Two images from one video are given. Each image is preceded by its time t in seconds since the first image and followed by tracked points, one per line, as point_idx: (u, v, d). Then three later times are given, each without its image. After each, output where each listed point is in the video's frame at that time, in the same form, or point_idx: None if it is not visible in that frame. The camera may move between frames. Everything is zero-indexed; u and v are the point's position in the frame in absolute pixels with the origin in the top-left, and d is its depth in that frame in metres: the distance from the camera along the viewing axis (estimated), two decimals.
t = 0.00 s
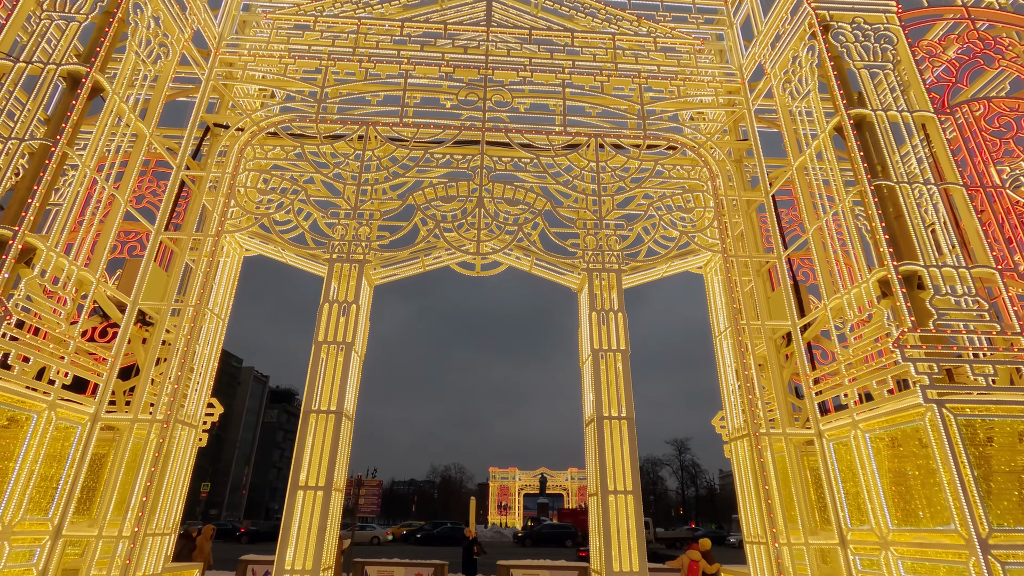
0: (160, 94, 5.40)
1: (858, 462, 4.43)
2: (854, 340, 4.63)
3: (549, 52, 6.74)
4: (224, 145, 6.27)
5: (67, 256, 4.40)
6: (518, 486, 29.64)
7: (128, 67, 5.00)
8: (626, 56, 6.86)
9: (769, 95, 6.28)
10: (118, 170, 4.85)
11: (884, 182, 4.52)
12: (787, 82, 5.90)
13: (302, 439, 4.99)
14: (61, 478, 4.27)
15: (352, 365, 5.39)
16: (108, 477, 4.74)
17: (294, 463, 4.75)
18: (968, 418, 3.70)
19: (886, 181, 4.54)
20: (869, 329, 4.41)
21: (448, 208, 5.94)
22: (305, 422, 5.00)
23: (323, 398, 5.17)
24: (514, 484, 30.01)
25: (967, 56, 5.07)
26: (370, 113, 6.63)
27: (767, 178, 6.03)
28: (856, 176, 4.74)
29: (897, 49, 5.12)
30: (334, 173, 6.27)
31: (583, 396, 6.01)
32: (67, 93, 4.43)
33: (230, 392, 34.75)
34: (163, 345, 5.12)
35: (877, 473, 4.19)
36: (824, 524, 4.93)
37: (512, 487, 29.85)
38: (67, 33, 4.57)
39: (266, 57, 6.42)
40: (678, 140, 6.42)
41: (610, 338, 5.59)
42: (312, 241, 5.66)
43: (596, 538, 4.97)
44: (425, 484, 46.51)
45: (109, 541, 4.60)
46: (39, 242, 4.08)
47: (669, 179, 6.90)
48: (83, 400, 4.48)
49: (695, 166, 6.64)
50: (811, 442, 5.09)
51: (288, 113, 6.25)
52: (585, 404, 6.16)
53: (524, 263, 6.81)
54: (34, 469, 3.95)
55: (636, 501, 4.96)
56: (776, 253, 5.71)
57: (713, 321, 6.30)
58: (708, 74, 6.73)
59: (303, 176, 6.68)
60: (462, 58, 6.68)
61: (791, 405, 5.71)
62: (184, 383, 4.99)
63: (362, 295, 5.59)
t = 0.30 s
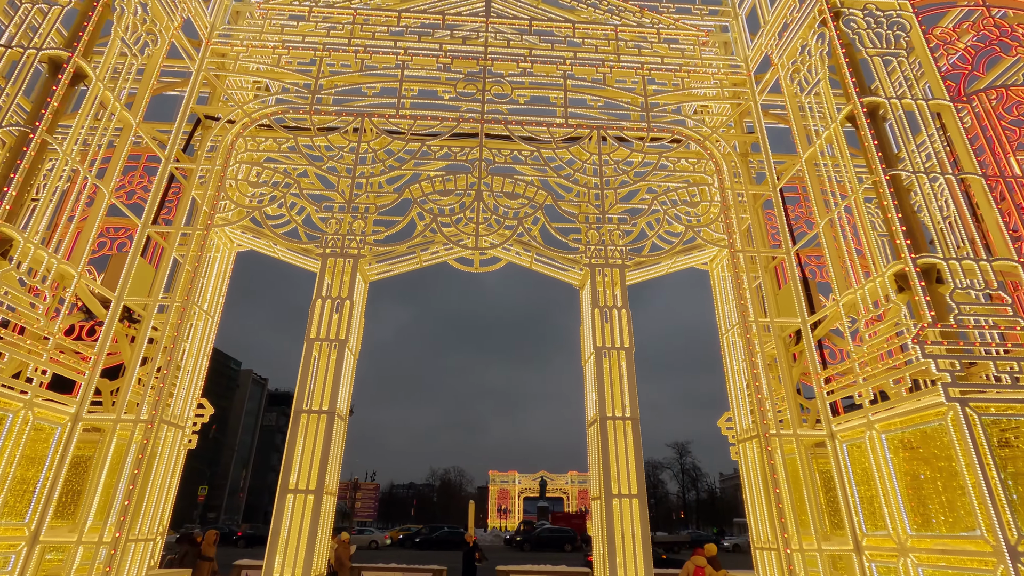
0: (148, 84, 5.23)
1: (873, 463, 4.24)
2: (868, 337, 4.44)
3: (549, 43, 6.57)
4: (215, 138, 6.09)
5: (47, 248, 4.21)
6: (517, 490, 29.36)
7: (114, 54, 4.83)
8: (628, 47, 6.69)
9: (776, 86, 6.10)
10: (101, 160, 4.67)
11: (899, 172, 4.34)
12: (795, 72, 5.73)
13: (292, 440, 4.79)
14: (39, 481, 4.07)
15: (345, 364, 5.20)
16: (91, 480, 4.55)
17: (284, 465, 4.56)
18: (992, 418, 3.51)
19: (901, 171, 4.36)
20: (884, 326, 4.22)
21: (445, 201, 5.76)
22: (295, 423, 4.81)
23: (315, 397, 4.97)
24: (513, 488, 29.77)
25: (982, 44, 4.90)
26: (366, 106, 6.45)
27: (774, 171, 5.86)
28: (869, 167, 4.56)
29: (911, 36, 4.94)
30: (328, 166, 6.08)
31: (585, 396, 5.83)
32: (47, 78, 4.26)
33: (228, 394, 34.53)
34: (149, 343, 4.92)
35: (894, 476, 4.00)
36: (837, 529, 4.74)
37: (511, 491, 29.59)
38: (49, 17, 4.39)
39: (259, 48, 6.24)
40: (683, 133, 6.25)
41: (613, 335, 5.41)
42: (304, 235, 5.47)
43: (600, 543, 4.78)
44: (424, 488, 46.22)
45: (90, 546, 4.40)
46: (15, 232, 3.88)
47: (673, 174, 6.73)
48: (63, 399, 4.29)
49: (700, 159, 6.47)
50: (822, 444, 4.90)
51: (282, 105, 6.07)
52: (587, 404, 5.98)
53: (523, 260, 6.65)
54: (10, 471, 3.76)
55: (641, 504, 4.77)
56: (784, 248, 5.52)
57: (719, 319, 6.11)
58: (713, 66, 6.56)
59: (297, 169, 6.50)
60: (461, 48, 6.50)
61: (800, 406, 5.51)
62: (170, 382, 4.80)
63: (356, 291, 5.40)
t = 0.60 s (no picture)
0: (138, 72, 5.07)
1: (890, 464, 4.07)
2: (884, 333, 4.26)
3: (551, 34, 6.43)
4: (207, 128, 5.90)
5: (27, 238, 4.03)
6: (515, 496, 29.07)
7: (101, 39, 4.65)
8: (632, 39, 6.54)
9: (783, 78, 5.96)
10: (85, 147, 4.49)
11: (914, 162, 4.18)
12: (803, 63, 5.59)
13: (283, 440, 4.61)
14: (16, 482, 3.87)
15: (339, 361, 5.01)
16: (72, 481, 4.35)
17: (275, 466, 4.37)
18: (1018, 416, 3.35)
19: (916, 160, 4.20)
20: (901, 321, 4.06)
21: (443, 194, 5.59)
22: (286, 422, 4.62)
23: (307, 396, 4.81)
24: (511, 493, 29.49)
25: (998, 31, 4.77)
26: (363, 97, 6.29)
27: (781, 165, 5.71)
28: (882, 157, 4.41)
29: (924, 24, 4.80)
30: (323, 159, 5.91)
31: (588, 394, 5.67)
32: (30, 61, 4.10)
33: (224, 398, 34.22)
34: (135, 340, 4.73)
35: (913, 478, 3.83)
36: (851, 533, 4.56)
37: (509, 497, 29.32)
38: None
39: (252, 37, 6.08)
40: (688, 125, 6.10)
41: (618, 332, 5.25)
42: (298, 228, 5.30)
43: (606, 548, 4.59)
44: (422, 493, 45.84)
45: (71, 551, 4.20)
46: None
47: (677, 168, 6.58)
48: (42, 397, 4.09)
49: (705, 153, 6.32)
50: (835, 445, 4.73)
51: (276, 96, 5.91)
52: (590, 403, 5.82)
53: (524, 257, 6.51)
54: None
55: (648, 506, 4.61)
56: (792, 243, 5.36)
57: (725, 318, 5.94)
58: (718, 59, 6.42)
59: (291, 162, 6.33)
60: (460, 39, 6.35)
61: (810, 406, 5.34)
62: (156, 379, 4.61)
63: (350, 286, 5.22)
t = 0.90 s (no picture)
0: (124, 60, 4.90)
1: (905, 468, 3.90)
2: (898, 332, 4.09)
3: (552, 27, 6.27)
4: (196, 120, 5.73)
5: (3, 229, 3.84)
6: (513, 500, 28.80)
7: (85, 24, 4.48)
8: (634, 32, 6.40)
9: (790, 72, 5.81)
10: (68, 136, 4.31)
11: (929, 153, 4.02)
12: (810, 55, 5.45)
13: (272, 441, 4.43)
14: None
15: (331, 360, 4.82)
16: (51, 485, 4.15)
17: (262, 469, 4.18)
18: None
19: (931, 152, 4.04)
20: (916, 317, 3.89)
21: (440, 188, 5.42)
22: (275, 423, 4.44)
23: (298, 396, 4.62)
24: (509, 498, 29.24)
25: (1014, 21, 4.62)
26: (358, 90, 6.12)
27: (788, 160, 5.56)
28: (895, 149, 4.25)
29: (937, 13, 4.65)
30: (317, 152, 5.74)
31: (590, 395, 5.50)
32: (9, 45, 3.92)
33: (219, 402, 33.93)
34: (119, 337, 4.54)
35: (931, 482, 3.66)
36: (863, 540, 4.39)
37: (507, 501, 29.06)
38: None
39: (244, 27, 5.91)
40: (692, 119, 5.95)
41: (620, 331, 5.08)
42: (290, 223, 5.12)
43: (610, 556, 4.42)
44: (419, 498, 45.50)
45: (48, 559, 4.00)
46: None
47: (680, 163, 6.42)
48: (18, 396, 3.90)
49: (709, 148, 6.16)
50: (845, 448, 4.56)
51: (268, 87, 5.75)
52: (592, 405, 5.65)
53: (523, 254, 6.34)
54: None
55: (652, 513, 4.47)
56: (800, 239, 5.19)
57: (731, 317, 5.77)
58: (723, 53, 6.27)
59: (284, 156, 6.16)
60: (459, 31, 6.19)
61: (818, 407, 5.17)
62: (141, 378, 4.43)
63: (344, 282, 5.04)
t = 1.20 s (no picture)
0: (105, 43, 4.75)
1: (912, 467, 3.77)
2: (905, 327, 3.95)
3: (548, 17, 6.15)
4: (182, 108, 5.56)
5: None
6: (507, 504, 28.54)
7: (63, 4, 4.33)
8: (632, 23, 6.28)
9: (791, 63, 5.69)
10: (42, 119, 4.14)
11: (937, 142, 3.90)
12: (812, 46, 5.35)
13: (255, 438, 4.26)
14: None
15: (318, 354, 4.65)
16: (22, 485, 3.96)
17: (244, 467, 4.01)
18: None
19: (940, 141, 3.91)
20: (923, 312, 3.75)
21: (433, 179, 5.27)
22: (257, 419, 4.27)
23: (283, 391, 4.45)
24: (503, 502, 28.99)
25: (1021, 10, 4.52)
26: (350, 79, 5.96)
27: (789, 154, 5.44)
28: (902, 138, 4.12)
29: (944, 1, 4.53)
30: (307, 142, 5.58)
31: (587, 393, 5.36)
32: None
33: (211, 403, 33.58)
34: (96, 330, 4.35)
35: (940, 481, 3.52)
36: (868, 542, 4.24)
37: (501, 505, 28.79)
38: None
39: (232, 13, 5.75)
40: (691, 111, 5.82)
41: (618, 326, 4.94)
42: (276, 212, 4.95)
43: (607, 559, 4.27)
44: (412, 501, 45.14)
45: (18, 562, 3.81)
46: None
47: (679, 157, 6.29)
48: None
49: (709, 141, 6.04)
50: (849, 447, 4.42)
51: (256, 74, 5.58)
52: (588, 403, 5.50)
53: (519, 248, 6.19)
54: None
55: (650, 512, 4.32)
56: (801, 233, 5.06)
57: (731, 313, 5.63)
58: (723, 44, 6.15)
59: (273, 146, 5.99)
60: (453, 20, 6.04)
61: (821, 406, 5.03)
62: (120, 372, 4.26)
63: (332, 274, 4.87)
